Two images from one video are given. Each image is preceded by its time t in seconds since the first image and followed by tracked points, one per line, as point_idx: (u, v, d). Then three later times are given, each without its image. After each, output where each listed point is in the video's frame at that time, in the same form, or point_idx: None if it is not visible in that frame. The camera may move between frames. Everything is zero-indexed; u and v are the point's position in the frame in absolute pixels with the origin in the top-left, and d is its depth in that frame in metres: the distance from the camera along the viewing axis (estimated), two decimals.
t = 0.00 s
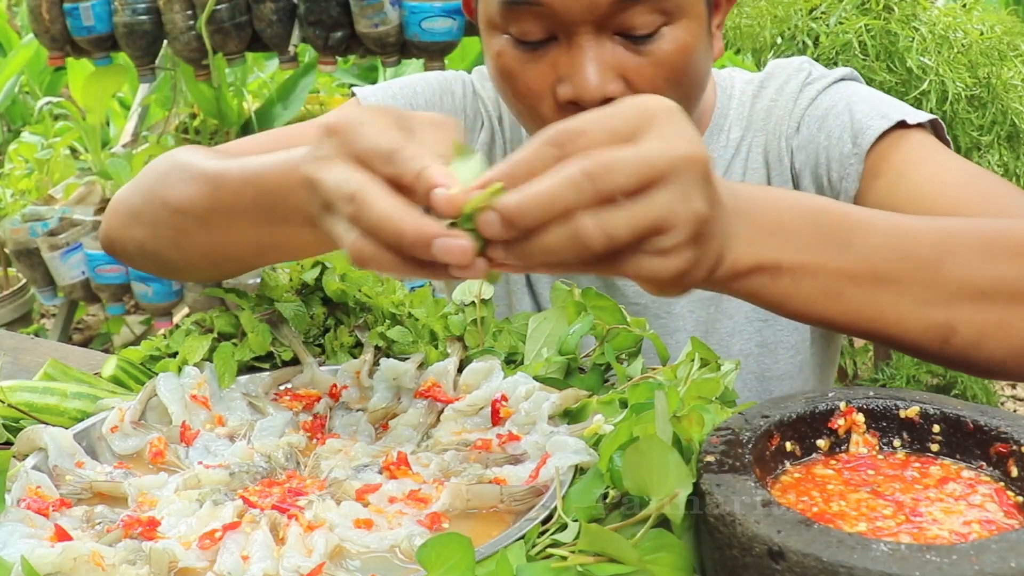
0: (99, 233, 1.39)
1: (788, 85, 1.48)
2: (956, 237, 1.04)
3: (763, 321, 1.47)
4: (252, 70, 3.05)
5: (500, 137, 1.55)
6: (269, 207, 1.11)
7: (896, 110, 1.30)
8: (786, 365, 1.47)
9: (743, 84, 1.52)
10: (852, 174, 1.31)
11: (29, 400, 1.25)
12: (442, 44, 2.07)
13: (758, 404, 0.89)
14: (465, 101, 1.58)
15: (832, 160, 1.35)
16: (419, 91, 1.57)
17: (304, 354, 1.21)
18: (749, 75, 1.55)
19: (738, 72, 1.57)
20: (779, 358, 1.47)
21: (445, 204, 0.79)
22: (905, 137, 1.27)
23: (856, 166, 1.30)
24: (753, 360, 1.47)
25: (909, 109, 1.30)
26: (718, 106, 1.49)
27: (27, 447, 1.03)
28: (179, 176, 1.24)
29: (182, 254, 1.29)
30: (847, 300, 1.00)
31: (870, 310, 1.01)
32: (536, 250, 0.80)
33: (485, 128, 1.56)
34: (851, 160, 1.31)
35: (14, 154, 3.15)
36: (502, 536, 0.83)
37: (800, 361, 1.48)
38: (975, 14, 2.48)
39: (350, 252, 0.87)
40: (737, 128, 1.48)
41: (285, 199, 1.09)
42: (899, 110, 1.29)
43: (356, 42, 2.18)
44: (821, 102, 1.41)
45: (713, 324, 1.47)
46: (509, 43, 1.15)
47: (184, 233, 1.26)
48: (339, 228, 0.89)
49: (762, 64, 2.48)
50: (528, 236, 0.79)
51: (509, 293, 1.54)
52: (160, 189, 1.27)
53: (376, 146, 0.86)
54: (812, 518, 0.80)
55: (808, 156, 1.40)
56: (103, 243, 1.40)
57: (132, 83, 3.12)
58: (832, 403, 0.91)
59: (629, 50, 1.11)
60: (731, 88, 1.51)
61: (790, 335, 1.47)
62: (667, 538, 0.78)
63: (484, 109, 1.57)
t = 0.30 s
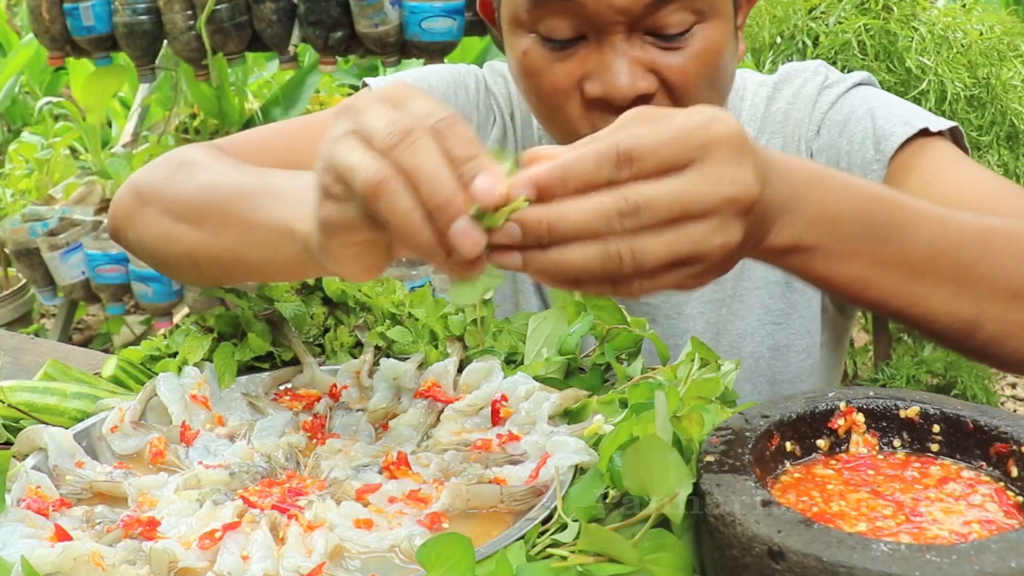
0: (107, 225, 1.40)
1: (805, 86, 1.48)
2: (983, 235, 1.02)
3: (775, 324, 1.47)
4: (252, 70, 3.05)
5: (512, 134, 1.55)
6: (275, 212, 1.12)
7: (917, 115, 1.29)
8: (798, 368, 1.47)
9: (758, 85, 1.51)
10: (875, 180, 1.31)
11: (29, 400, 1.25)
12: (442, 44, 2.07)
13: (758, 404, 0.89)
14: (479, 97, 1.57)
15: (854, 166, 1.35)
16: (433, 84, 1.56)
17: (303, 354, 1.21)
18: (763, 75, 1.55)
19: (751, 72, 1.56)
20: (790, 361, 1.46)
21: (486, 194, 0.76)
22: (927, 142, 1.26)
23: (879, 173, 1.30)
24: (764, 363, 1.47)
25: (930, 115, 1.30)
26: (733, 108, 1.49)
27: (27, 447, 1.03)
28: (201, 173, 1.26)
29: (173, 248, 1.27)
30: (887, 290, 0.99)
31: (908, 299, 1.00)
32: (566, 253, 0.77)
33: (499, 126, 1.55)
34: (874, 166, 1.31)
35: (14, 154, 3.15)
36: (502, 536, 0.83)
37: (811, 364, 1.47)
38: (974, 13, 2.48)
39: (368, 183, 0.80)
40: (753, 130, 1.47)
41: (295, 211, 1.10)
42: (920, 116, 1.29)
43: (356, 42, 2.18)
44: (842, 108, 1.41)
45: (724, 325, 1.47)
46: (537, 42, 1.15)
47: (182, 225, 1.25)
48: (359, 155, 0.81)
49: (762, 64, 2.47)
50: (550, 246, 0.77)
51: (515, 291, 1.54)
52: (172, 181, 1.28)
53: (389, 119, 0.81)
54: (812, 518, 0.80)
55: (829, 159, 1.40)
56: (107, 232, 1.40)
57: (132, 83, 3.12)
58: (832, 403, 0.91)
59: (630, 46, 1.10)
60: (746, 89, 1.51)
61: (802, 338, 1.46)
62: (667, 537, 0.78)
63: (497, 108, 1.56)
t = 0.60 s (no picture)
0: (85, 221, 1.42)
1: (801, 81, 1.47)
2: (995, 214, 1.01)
3: (784, 320, 1.46)
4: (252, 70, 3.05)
5: (498, 139, 1.55)
6: (245, 223, 1.10)
7: (926, 97, 1.29)
8: (805, 364, 1.46)
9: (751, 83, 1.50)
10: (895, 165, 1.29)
11: (29, 400, 1.25)
12: (442, 44, 2.07)
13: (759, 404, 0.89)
14: (464, 104, 1.57)
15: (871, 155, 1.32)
16: (417, 91, 1.57)
17: (303, 354, 1.21)
18: (755, 74, 1.54)
19: (740, 73, 1.55)
20: (797, 357, 1.46)
21: (525, 301, 0.82)
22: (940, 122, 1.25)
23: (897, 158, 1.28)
24: (774, 359, 1.47)
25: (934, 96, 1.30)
26: (730, 104, 1.47)
27: (27, 447, 1.03)
28: (180, 180, 1.25)
29: (155, 255, 1.29)
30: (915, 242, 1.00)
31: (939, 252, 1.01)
32: (680, 304, 0.86)
33: (485, 131, 1.55)
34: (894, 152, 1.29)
35: (14, 154, 3.16)
36: (502, 537, 0.83)
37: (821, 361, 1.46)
38: (974, 13, 2.47)
39: (407, 317, 0.87)
40: (750, 126, 1.46)
41: (264, 221, 1.07)
42: (926, 98, 1.29)
43: (356, 42, 2.18)
44: (846, 97, 1.40)
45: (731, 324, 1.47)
46: (526, 46, 1.16)
47: (162, 232, 1.26)
48: (393, 284, 0.88)
49: (762, 64, 2.47)
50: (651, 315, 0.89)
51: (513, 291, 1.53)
52: (153, 188, 1.28)
53: (418, 253, 0.87)
54: (812, 519, 0.80)
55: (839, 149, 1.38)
56: (87, 228, 1.41)
57: (132, 82, 3.13)
58: (831, 403, 0.90)
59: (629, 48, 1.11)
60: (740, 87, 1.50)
61: (809, 334, 1.46)
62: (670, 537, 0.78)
63: (484, 113, 1.56)
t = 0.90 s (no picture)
0: (86, 204, 1.39)
1: (781, 70, 1.45)
2: (988, 206, 1.01)
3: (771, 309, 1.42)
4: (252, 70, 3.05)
5: (493, 137, 1.54)
6: (286, 222, 1.11)
7: (896, 68, 1.28)
8: (791, 353, 1.42)
9: (735, 76, 1.49)
10: (874, 138, 1.26)
11: (29, 400, 1.25)
12: (441, 44, 2.07)
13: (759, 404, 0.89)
14: (462, 103, 1.57)
15: (850, 132, 1.30)
16: (416, 88, 1.56)
17: (303, 354, 1.21)
18: (740, 69, 1.52)
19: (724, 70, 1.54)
20: (781, 345, 1.42)
21: (562, 327, 0.88)
22: (914, 93, 1.24)
23: (876, 132, 1.26)
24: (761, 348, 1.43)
25: (906, 66, 1.29)
26: (712, 97, 1.45)
27: (27, 447, 1.03)
28: (204, 173, 1.25)
29: (173, 246, 1.28)
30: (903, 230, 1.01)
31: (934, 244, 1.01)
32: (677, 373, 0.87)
33: (480, 129, 1.55)
34: (870, 126, 1.27)
35: (14, 154, 3.16)
36: (502, 537, 0.83)
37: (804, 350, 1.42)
38: (974, 13, 2.47)
39: (457, 335, 0.90)
40: (733, 117, 1.44)
41: (308, 220, 1.09)
42: (898, 69, 1.28)
43: (356, 42, 2.18)
44: (821, 79, 1.38)
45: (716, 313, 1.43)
46: (499, 40, 1.15)
47: (182, 224, 1.25)
48: (446, 304, 0.90)
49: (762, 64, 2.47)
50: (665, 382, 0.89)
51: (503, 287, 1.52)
52: (174, 179, 1.27)
53: (471, 276, 0.89)
54: (812, 519, 0.80)
55: (818, 131, 1.36)
56: (88, 214, 1.39)
57: (132, 82, 3.13)
58: (831, 403, 0.90)
59: (629, 48, 1.10)
60: (724, 80, 1.49)
61: (795, 322, 1.42)
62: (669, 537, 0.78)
63: (480, 112, 1.56)
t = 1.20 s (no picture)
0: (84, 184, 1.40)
1: (789, 73, 1.43)
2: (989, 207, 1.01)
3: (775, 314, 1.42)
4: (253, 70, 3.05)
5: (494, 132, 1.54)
6: (261, 195, 1.10)
7: (909, 83, 1.27)
8: (796, 356, 1.43)
9: (739, 77, 1.46)
10: (885, 154, 1.27)
11: (28, 400, 1.25)
12: (441, 44, 2.08)
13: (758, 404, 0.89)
14: (465, 96, 1.57)
15: (861, 144, 1.30)
16: (419, 81, 1.56)
17: (303, 354, 1.21)
18: (744, 69, 1.49)
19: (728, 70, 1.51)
20: (787, 348, 1.42)
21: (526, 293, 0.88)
22: (926, 114, 1.24)
23: (887, 146, 1.26)
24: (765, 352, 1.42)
25: (919, 80, 1.29)
26: (716, 98, 1.43)
27: (27, 447, 1.04)
28: (190, 150, 1.25)
29: (159, 223, 1.27)
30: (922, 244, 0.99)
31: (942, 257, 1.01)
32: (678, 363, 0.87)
33: (481, 124, 1.55)
34: (880, 141, 1.27)
35: (14, 154, 3.16)
36: (502, 536, 0.84)
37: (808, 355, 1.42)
38: (974, 13, 2.47)
39: (416, 306, 0.90)
40: (736, 119, 1.41)
41: (282, 193, 1.08)
42: (911, 84, 1.27)
43: (356, 42, 2.18)
44: (832, 87, 1.36)
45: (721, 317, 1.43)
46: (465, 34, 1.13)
47: (166, 201, 1.25)
48: (403, 275, 0.91)
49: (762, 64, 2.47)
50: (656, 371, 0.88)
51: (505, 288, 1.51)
52: (162, 157, 1.27)
53: (427, 246, 0.89)
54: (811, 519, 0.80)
55: (828, 140, 1.35)
56: (86, 195, 1.39)
57: (132, 82, 3.13)
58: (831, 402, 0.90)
59: (630, 47, 1.10)
60: (727, 81, 1.46)
61: (801, 326, 1.42)
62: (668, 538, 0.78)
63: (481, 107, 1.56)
